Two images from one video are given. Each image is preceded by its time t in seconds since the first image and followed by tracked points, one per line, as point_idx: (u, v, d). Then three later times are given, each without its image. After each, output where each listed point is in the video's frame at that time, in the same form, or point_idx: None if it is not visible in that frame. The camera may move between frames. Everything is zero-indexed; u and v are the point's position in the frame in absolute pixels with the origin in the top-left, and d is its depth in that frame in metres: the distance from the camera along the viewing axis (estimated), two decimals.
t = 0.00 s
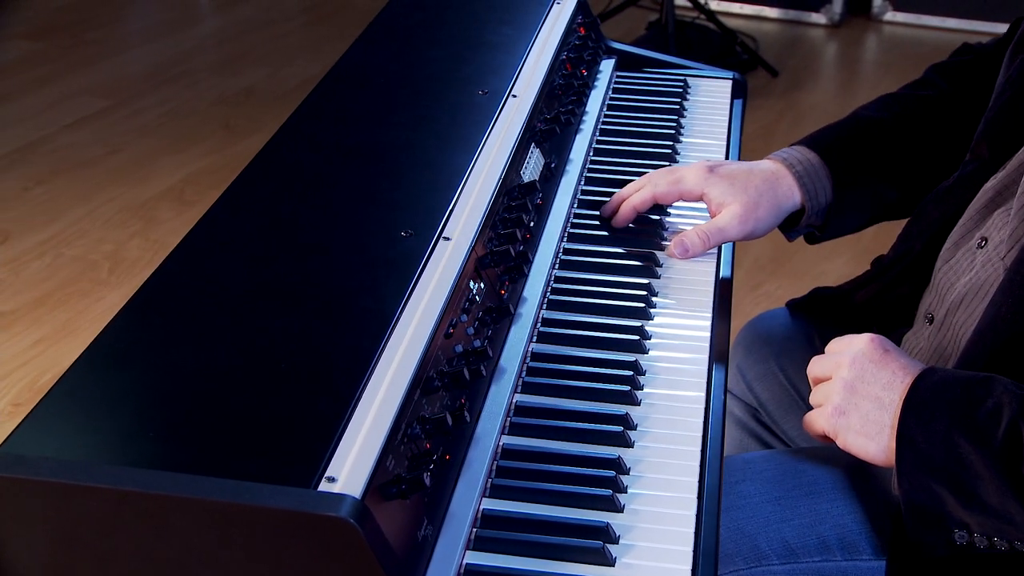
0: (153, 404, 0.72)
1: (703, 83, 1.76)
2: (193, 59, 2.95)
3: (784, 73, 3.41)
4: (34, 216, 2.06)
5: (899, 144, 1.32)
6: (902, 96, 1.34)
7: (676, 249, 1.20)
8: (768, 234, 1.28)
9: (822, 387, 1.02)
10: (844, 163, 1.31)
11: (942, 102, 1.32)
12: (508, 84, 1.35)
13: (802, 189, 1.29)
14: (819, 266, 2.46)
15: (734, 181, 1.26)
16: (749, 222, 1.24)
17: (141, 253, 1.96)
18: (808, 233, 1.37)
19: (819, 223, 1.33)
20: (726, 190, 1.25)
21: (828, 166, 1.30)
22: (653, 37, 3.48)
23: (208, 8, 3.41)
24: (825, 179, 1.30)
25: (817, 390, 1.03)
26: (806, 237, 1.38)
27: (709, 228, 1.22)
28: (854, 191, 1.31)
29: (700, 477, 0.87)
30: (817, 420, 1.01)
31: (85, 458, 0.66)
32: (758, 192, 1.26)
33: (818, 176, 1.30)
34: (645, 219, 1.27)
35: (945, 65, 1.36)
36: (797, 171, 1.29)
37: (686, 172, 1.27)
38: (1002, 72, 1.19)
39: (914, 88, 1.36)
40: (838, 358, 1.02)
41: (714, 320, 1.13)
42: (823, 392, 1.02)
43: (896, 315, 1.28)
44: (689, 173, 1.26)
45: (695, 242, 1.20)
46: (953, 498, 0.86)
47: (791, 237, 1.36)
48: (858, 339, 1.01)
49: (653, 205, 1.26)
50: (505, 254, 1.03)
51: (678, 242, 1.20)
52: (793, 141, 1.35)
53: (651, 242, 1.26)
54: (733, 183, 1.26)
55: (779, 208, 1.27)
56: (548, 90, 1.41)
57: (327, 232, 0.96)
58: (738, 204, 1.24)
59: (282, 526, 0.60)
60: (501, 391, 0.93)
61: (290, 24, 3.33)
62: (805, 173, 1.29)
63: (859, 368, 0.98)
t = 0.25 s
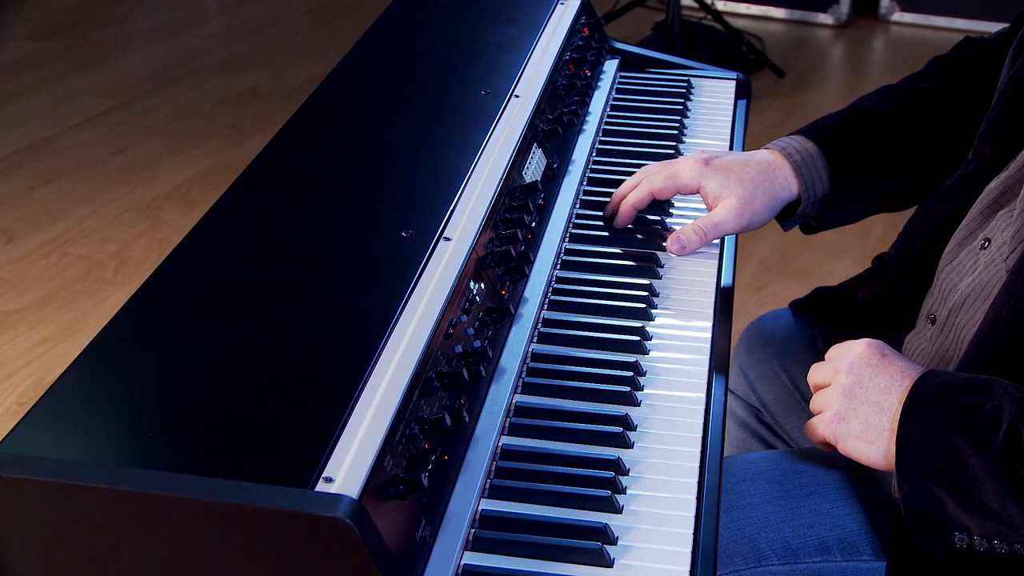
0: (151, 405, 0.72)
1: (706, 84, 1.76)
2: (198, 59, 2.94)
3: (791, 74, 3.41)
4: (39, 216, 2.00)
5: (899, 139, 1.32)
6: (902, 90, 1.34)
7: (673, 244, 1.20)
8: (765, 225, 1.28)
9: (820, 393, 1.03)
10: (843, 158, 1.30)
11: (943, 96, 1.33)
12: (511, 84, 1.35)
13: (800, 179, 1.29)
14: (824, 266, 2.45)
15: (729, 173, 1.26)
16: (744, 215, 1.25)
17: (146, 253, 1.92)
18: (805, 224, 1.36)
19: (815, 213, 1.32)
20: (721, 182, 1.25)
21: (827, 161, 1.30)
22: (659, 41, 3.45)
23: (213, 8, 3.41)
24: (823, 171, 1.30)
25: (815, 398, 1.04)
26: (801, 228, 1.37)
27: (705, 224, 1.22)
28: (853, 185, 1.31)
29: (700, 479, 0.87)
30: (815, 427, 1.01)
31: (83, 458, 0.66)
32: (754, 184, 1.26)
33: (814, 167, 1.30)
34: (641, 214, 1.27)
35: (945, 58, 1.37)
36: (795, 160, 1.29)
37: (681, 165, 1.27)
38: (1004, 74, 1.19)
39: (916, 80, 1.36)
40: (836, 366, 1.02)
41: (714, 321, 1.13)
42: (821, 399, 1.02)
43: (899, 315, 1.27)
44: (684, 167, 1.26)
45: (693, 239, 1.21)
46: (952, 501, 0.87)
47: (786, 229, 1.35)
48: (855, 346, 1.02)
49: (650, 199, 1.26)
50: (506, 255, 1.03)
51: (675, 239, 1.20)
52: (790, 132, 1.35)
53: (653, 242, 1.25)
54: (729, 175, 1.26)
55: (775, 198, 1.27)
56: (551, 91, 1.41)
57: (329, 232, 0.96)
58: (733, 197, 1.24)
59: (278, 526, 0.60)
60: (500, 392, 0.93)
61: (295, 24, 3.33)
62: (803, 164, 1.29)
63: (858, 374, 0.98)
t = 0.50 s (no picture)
0: (149, 405, 0.72)
1: (709, 85, 1.75)
2: (202, 59, 2.95)
3: (797, 74, 3.41)
4: (46, 216, 2.02)
5: (901, 140, 1.31)
6: (905, 91, 1.34)
7: (672, 245, 1.19)
8: (766, 226, 1.27)
9: (819, 393, 1.03)
10: (845, 159, 1.30)
11: (946, 97, 1.33)
12: (513, 85, 1.35)
13: (801, 180, 1.28)
14: (830, 267, 2.45)
15: (730, 173, 1.25)
16: (745, 216, 1.23)
17: (152, 251, 1.89)
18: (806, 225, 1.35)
19: (816, 214, 1.31)
20: (722, 182, 1.24)
21: (828, 160, 1.29)
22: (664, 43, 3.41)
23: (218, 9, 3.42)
24: (824, 172, 1.29)
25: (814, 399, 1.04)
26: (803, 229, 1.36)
27: (705, 224, 1.21)
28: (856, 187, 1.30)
29: (700, 480, 0.87)
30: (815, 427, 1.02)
31: (79, 458, 0.66)
32: (755, 185, 1.25)
33: (816, 168, 1.29)
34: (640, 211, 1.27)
35: (948, 59, 1.38)
36: (796, 162, 1.28)
37: (683, 163, 1.26)
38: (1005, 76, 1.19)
39: (917, 83, 1.36)
40: (834, 366, 1.03)
41: (715, 324, 1.12)
42: (820, 399, 1.03)
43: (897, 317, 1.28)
44: (686, 166, 1.25)
45: (692, 239, 1.20)
46: (950, 499, 0.87)
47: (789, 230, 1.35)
48: (853, 347, 1.02)
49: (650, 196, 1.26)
50: (507, 255, 1.02)
51: (674, 238, 1.20)
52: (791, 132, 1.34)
53: (653, 243, 1.25)
54: (730, 175, 1.25)
55: (776, 199, 1.26)
56: (554, 91, 1.41)
57: (329, 232, 0.96)
58: (734, 197, 1.23)
59: (274, 525, 0.60)
60: (499, 392, 0.93)
61: (301, 24, 3.33)
62: (804, 165, 1.28)
63: (856, 373, 0.99)
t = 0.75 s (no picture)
0: (147, 405, 0.72)
1: (713, 85, 1.75)
2: (207, 59, 2.95)
3: (803, 75, 3.41)
4: (52, 216, 2.02)
5: (903, 143, 1.31)
6: (905, 96, 1.33)
7: (672, 243, 1.18)
8: (765, 231, 1.27)
9: (808, 375, 1.03)
10: (847, 165, 1.29)
11: (948, 101, 1.32)
12: (515, 85, 1.35)
13: (803, 187, 1.27)
14: (835, 269, 2.45)
15: (734, 175, 1.25)
16: (745, 219, 1.23)
17: (157, 251, 1.89)
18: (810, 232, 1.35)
19: (819, 221, 1.31)
20: (725, 183, 1.24)
21: (830, 166, 1.29)
22: (672, 44, 3.43)
23: (223, 9, 3.42)
24: (826, 178, 1.29)
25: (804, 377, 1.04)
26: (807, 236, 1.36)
27: (705, 223, 1.21)
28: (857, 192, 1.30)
29: (700, 482, 0.87)
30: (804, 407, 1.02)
31: (78, 458, 0.66)
32: (758, 188, 1.25)
33: (818, 174, 1.28)
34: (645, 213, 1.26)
35: (949, 63, 1.37)
36: (798, 169, 1.28)
37: (687, 163, 1.25)
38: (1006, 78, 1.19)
39: (918, 87, 1.36)
40: (824, 347, 1.02)
41: (716, 326, 1.12)
42: (809, 379, 1.02)
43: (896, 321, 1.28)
44: (690, 165, 1.25)
45: (692, 239, 1.19)
46: (936, 484, 0.86)
47: (792, 237, 1.35)
48: (843, 327, 1.01)
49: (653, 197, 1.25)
50: (507, 256, 1.02)
51: (675, 237, 1.19)
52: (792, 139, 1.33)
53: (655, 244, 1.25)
54: (733, 177, 1.25)
55: (777, 204, 1.26)
56: (557, 91, 1.41)
57: (330, 232, 0.96)
58: (736, 200, 1.23)
59: (270, 526, 0.60)
60: (499, 394, 0.93)
61: (307, 24, 3.33)
62: (806, 171, 1.28)
63: (845, 356, 0.98)
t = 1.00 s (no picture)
0: (146, 405, 0.72)
1: (716, 86, 1.75)
2: (212, 59, 2.95)
3: (809, 76, 3.41)
4: (57, 216, 2.01)
5: (899, 143, 1.31)
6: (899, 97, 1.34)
7: (659, 242, 1.19)
8: (754, 235, 1.26)
9: (789, 353, 1.04)
10: (844, 166, 1.29)
11: (943, 100, 1.32)
12: (518, 85, 1.35)
13: (800, 189, 1.28)
14: (840, 270, 2.45)
15: (722, 179, 1.25)
16: (733, 222, 1.23)
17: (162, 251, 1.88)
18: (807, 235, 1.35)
19: (817, 225, 1.32)
20: (712, 187, 1.24)
21: (829, 171, 1.29)
22: (677, 44, 3.39)
23: (228, 8, 3.42)
24: (823, 181, 1.29)
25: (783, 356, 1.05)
26: (804, 241, 1.37)
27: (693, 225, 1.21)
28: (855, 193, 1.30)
29: (699, 483, 0.87)
30: (783, 384, 1.03)
31: (77, 459, 0.66)
32: (747, 192, 1.25)
33: (814, 177, 1.29)
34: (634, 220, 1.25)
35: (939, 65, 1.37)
36: (795, 172, 1.28)
37: (674, 167, 1.25)
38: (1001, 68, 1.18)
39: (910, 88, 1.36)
40: (805, 327, 1.03)
41: (716, 327, 1.11)
42: (789, 358, 1.04)
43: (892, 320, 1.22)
44: (677, 169, 1.25)
45: (679, 239, 1.20)
46: (919, 465, 0.88)
47: (790, 242, 1.35)
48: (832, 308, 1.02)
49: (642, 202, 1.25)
50: (507, 256, 1.02)
51: (661, 237, 1.19)
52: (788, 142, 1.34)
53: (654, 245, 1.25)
54: (722, 181, 1.25)
55: (766, 208, 1.26)
56: (559, 91, 1.41)
57: (331, 232, 0.96)
58: (724, 203, 1.23)
59: (267, 526, 0.60)
60: (498, 394, 0.93)
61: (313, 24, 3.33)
62: (803, 175, 1.28)
63: (828, 335, 0.99)
